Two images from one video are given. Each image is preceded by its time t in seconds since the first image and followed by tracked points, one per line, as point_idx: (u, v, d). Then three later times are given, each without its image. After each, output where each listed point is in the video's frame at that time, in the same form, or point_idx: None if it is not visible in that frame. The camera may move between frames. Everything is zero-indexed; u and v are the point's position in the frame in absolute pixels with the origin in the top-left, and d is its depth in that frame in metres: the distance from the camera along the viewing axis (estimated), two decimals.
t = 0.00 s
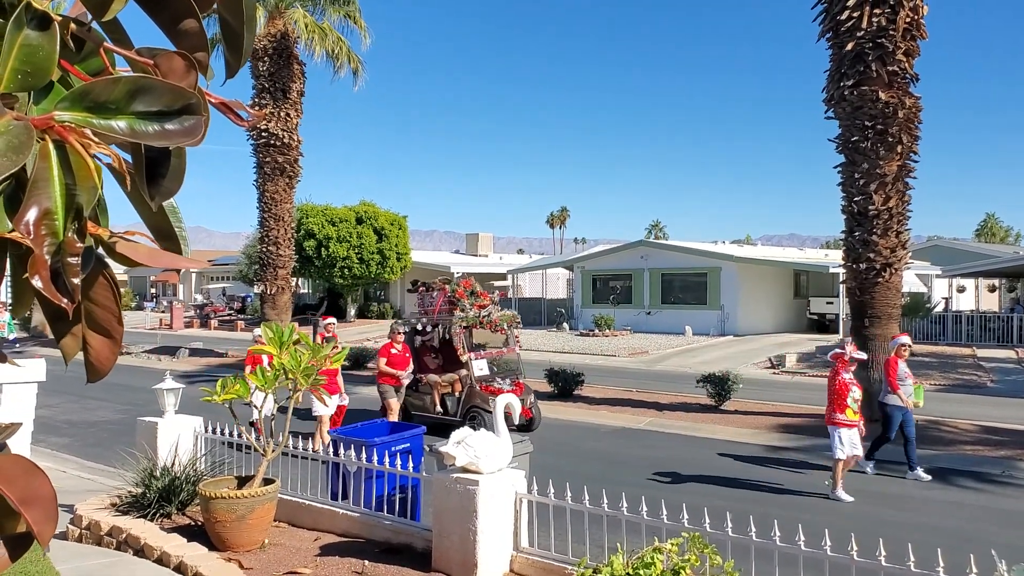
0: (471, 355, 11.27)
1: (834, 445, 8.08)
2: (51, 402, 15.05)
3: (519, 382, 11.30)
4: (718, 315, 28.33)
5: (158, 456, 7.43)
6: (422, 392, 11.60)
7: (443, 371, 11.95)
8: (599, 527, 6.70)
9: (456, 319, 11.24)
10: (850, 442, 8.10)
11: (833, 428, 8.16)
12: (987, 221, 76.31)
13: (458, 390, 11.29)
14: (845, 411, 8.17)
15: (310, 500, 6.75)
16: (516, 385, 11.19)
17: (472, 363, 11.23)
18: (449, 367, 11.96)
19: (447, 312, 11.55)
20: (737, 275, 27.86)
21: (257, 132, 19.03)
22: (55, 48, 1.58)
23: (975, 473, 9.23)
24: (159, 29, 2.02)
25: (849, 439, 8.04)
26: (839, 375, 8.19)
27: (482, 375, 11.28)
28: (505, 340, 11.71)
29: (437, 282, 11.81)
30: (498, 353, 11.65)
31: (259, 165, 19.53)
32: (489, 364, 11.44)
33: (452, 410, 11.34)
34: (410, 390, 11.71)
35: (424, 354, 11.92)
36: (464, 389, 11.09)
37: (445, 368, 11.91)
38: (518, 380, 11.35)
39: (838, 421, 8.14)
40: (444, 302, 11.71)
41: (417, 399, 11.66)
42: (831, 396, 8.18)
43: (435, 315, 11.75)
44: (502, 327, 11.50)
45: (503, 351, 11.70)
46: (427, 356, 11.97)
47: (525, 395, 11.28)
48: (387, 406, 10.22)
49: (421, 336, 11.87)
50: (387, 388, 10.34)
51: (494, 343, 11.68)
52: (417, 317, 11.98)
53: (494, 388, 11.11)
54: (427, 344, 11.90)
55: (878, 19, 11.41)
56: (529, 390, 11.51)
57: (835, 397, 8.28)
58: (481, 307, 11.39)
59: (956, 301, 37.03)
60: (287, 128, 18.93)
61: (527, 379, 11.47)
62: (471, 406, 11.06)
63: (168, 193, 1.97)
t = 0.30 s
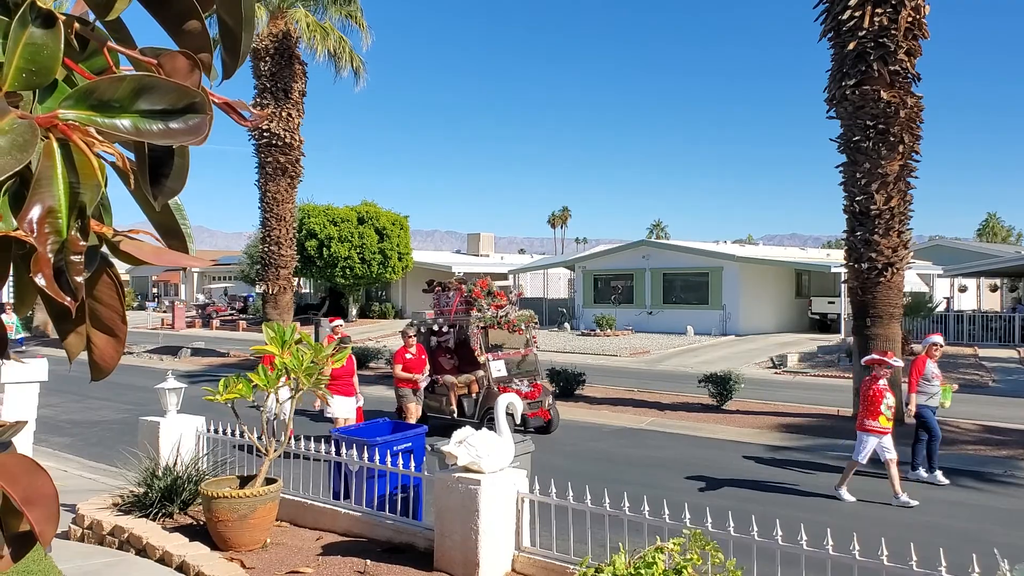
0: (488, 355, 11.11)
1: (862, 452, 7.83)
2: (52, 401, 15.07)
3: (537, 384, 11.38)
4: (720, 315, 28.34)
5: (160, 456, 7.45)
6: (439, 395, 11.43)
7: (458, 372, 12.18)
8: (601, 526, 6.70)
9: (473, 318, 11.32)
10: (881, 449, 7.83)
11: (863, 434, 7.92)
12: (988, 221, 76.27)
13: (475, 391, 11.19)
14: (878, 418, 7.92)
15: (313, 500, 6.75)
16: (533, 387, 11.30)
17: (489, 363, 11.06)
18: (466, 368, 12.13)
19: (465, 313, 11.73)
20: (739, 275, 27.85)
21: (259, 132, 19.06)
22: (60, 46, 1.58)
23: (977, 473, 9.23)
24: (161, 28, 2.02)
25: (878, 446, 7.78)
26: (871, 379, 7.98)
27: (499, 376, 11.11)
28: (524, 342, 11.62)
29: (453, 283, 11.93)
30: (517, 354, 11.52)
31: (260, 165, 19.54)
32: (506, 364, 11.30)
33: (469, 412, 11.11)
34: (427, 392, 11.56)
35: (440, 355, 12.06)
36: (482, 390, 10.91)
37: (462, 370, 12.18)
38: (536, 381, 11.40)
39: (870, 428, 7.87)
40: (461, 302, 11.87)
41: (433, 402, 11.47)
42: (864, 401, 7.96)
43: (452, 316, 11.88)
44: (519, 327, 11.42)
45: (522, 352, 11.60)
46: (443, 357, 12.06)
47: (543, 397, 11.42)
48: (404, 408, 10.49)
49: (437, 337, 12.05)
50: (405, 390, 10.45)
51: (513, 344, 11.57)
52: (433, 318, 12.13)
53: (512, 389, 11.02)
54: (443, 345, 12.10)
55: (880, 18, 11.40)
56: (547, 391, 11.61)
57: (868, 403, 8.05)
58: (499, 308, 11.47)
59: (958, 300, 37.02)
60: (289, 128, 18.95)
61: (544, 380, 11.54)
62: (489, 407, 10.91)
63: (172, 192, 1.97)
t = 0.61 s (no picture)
0: (506, 356, 10.94)
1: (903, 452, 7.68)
2: (53, 402, 15.08)
3: (555, 385, 11.21)
4: (721, 315, 28.32)
5: (160, 456, 7.45)
6: (456, 397, 11.35)
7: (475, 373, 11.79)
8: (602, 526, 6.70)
9: (491, 319, 11.17)
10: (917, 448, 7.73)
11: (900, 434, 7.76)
12: (989, 220, 76.20)
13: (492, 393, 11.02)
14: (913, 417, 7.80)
15: (314, 500, 6.75)
16: (551, 389, 11.10)
17: (507, 364, 10.88)
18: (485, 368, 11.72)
19: (481, 313, 11.52)
20: (739, 274, 27.83)
21: (259, 132, 19.06)
22: (55, 46, 1.58)
23: (979, 472, 9.21)
24: (159, 26, 2.02)
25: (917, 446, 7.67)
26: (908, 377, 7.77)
27: (518, 377, 10.94)
28: (542, 342, 11.48)
29: (470, 283, 11.80)
30: (537, 355, 11.35)
31: (261, 165, 19.53)
32: (524, 366, 11.09)
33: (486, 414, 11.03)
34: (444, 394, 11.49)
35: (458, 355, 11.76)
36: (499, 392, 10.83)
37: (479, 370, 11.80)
38: (554, 382, 11.22)
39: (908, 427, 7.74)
40: (478, 302, 11.66)
41: (450, 404, 11.39)
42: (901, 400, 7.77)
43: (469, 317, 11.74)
44: (537, 327, 11.30)
45: (540, 353, 11.44)
46: (458, 358, 11.79)
47: (563, 398, 11.23)
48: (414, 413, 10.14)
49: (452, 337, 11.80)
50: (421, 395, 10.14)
51: (531, 346, 11.44)
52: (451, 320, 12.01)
53: (530, 392, 10.90)
54: (458, 345, 11.83)
55: (880, 17, 11.38)
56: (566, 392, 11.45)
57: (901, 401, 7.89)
58: (516, 308, 11.31)
59: (959, 299, 36.99)
60: (289, 128, 18.96)
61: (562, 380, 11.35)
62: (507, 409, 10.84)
63: (170, 191, 1.97)
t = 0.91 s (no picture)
0: (526, 357, 10.84)
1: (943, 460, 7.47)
2: (57, 403, 15.09)
3: (576, 387, 11.01)
4: (724, 315, 28.29)
5: (163, 457, 7.45)
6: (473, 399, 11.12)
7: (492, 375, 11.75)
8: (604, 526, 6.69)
9: (511, 319, 11.05)
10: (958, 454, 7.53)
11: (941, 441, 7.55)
12: (993, 219, 76.00)
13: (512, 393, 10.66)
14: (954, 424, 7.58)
15: (316, 500, 6.76)
16: (571, 390, 10.89)
17: (528, 365, 10.76)
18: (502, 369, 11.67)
19: (501, 313, 11.37)
20: (743, 274, 27.78)
21: (262, 133, 19.08)
22: (51, 45, 1.58)
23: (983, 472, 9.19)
24: (157, 27, 2.02)
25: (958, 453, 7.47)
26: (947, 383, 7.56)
27: (538, 379, 10.80)
28: (560, 343, 11.46)
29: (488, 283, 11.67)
30: (554, 356, 11.36)
31: (263, 166, 19.53)
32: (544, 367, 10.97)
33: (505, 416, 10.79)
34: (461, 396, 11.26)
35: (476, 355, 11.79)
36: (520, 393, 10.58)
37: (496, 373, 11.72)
38: (574, 384, 11.03)
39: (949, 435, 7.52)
40: (497, 303, 11.50)
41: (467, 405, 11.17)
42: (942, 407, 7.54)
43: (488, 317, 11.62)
44: (557, 328, 11.23)
45: (559, 354, 11.37)
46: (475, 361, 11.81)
47: (582, 400, 11.04)
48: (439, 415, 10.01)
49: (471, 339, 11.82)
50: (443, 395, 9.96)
51: (548, 347, 11.46)
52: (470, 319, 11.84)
53: (551, 394, 10.68)
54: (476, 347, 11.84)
55: (883, 16, 11.36)
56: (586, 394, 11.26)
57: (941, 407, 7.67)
58: (537, 308, 11.20)
59: (963, 298, 36.89)
60: (291, 128, 18.98)
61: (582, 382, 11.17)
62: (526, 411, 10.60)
63: (167, 191, 1.97)
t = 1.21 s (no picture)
0: (545, 360, 10.65)
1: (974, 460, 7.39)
2: (58, 405, 15.12)
3: (595, 389, 10.80)
4: (725, 315, 28.29)
5: (164, 458, 7.46)
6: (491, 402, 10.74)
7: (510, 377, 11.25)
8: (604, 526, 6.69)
9: (529, 321, 10.68)
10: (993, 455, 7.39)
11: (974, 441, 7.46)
12: (994, 219, 75.95)
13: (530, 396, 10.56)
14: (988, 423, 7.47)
15: (317, 502, 6.76)
16: (591, 393, 10.73)
17: (546, 368, 10.62)
18: (518, 371, 11.21)
19: (518, 314, 10.97)
20: (744, 274, 27.77)
21: (263, 134, 19.10)
22: (45, 48, 1.59)
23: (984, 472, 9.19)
24: (154, 30, 2.03)
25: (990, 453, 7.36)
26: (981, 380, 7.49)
27: (557, 381, 10.68)
28: (577, 345, 11.10)
29: (504, 284, 11.30)
30: (571, 358, 11.00)
31: (264, 167, 19.54)
32: (563, 369, 10.81)
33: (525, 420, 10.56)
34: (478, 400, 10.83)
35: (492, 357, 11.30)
36: (539, 396, 10.49)
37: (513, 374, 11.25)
38: (593, 386, 10.81)
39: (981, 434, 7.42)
40: (514, 303, 11.11)
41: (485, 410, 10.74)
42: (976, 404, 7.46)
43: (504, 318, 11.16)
44: (576, 329, 10.93)
45: (576, 356, 11.05)
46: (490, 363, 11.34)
47: (602, 403, 10.83)
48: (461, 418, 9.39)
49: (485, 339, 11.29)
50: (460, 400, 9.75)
51: (566, 348, 11.08)
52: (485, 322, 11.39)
53: (570, 396, 10.57)
54: (490, 349, 11.34)
55: (883, 16, 11.35)
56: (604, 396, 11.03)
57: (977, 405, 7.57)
58: (554, 310, 10.86)
59: (965, 298, 36.87)
60: (292, 130, 19.00)
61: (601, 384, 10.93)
62: (545, 414, 10.49)
63: (164, 194, 1.97)
